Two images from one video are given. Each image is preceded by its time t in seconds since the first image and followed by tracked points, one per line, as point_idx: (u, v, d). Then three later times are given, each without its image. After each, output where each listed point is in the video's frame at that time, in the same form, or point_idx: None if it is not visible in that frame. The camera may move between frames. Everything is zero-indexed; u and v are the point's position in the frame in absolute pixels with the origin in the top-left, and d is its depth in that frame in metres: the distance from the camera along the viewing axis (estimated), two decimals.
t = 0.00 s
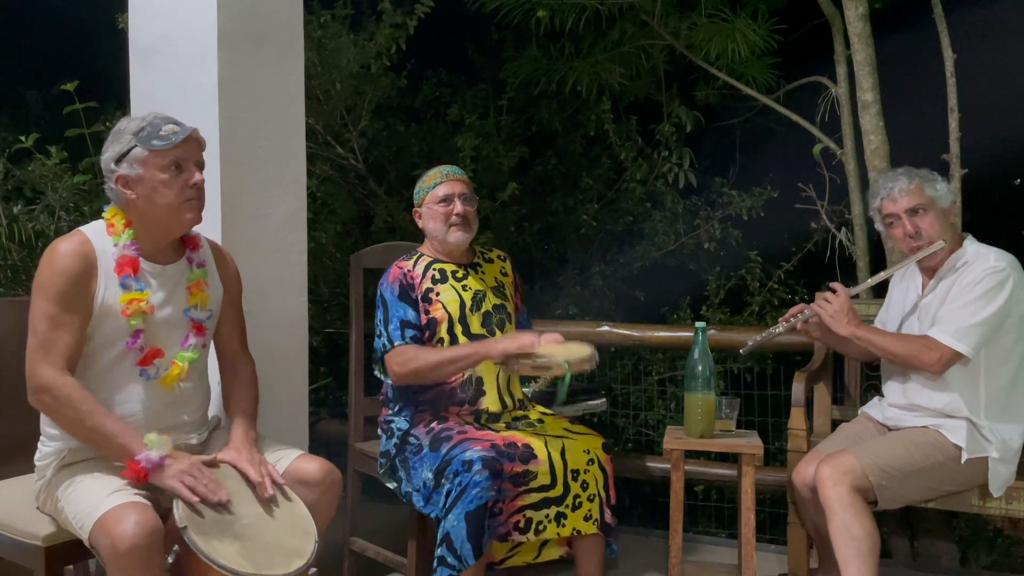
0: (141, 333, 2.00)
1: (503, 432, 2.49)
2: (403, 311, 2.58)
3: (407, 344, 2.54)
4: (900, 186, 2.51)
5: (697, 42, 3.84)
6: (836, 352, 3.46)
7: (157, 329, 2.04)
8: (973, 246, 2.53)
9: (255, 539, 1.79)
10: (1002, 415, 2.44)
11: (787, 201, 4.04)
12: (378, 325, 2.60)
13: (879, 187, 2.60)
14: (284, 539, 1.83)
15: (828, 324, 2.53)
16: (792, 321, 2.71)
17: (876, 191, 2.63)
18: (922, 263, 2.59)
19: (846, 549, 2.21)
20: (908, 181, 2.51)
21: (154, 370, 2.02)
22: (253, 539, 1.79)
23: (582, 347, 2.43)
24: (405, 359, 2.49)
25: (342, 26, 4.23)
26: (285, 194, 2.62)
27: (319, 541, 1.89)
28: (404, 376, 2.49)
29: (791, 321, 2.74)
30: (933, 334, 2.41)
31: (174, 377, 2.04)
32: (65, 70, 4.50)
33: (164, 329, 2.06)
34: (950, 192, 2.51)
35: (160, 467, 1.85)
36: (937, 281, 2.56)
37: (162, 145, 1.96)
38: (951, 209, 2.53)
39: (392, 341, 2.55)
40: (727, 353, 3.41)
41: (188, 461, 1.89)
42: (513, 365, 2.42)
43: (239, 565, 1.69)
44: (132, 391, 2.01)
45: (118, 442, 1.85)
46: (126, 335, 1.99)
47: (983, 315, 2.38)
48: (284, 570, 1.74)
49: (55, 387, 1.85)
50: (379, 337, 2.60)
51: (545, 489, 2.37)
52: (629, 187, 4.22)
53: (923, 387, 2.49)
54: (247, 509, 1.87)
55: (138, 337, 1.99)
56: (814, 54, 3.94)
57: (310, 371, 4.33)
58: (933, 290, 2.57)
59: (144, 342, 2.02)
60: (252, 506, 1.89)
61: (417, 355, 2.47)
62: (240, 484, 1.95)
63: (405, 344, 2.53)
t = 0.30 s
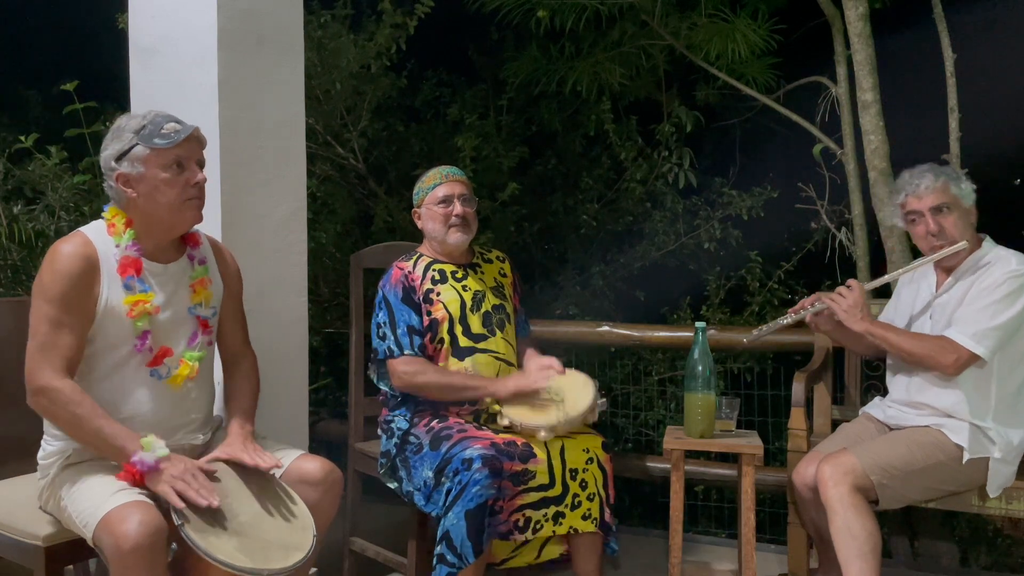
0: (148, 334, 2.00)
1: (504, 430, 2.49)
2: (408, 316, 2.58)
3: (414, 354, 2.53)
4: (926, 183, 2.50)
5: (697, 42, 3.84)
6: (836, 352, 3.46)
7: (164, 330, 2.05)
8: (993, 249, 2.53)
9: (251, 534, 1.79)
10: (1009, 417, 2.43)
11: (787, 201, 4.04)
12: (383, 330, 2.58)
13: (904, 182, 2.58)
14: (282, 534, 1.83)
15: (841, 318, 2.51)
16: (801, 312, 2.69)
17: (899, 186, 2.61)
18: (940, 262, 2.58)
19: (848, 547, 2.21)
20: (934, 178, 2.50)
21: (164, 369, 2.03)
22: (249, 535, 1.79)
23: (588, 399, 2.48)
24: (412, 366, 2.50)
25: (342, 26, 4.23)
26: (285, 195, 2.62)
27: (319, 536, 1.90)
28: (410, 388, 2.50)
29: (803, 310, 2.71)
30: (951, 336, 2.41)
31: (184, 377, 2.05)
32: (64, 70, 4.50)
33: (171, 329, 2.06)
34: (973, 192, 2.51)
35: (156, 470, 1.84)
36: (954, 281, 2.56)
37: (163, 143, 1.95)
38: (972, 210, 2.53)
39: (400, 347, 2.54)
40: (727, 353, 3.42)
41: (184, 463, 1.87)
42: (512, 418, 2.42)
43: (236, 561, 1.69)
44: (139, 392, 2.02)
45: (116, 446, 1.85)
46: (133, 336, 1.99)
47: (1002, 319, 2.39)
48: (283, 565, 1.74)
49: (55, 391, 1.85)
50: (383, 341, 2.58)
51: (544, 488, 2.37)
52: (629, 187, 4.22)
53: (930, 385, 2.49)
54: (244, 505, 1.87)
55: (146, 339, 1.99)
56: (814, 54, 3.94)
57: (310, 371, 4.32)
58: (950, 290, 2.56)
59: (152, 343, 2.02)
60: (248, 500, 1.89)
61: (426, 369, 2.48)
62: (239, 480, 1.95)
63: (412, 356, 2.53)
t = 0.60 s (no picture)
0: (141, 333, 1.99)
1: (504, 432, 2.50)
2: (406, 316, 2.57)
3: (409, 353, 2.54)
4: (946, 182, 2.50)
5: (697, 42, 3.84)
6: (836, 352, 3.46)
7: (158, 330, 2.04)
8: (1009, 252, 2.53)
9: (253, 542, 1.79)
10: (1015, 417, 2.43)
11: (787, 201, 4.04)
12: (381, 329, 2.59)
13: (924, 179, 2.58)
14: (283, 542, 1.83)
15: (852, 314, 2.49)
16: (808, 305, 2.65)
17: (918, 183, 2.60)
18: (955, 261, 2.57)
19: (849, 547, 2.21)
20: (954, 178, 2.50)
21: (155, 370, 2.02)
22: (250, 543, 1.79)
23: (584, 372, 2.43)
24: (405, 367, 2.50)
25: (342, 26, 4.23)
26: (285, 194, 2.62)
27: (321, 544, 1.89)
28: (402, 387, 2.51)
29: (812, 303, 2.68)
30: (964, 336, 2.40)
31: (176, 376, 2.03)
32: (64, 70, 4.50)
33: (164, 328, 2.06)
34: (991, 195, 2.51)
35: (161, 464, 1.85)
36: (968, 280, 2.55)
37: (155, 143, 1.95)
38: (989, 212, 2.53)
39: (396, 346, 2.55)
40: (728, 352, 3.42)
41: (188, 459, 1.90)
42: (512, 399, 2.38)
43: (235, 569, 1.70)
44: (133, 392, 2.02)
45: (121, 444, 1.86)
46: (127, 336, 1.99)
47: (1013, 323, 2.40)
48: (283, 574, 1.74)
49: (51, 391, 1.86)
50: (382, 340, 2.59)
51: (546, 490, 2.37)
52: (629, 187, 4.22)
53: (937, 384, 2.49)
54: (246, 512, 1.87)
55: (138, 338, 1.99)
56: (814, 54, 3.94)
57: (310, 371, 4.31)
58: (962, 289, 2.55)
59: (144, 343, 2.01)
60: (252, 507, 1.90)
61: (420, 366, 2.48)
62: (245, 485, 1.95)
63: (406, 353, 2.53)
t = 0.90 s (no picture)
0: (139, 334, 2.00)
1: (505, 428, 2.49)
2: (407, 316, 2.57)
3: (412, 353, 2.53)
4: (955, 182, 2.50)
5: (697, 42, 3.84)
6: (836, 352, 3.46)
7: (156, 331, 2.04)
8: (1015, 252, 2.53)
9: (254, 542, 1.79)
10: (1016, 418, 2.42)
11: (787, 201, 4.04)
12: (382, 329, 2.58)
13: (932, 179, 2.57)
14: (284, 541, 1.82)
15: (857, 313, 2.48)
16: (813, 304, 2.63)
17: (926, 182, 2.59)
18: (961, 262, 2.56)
19: (850, 547, 2.21)
20: (963, 178, 2.50)
21: (154, 371, 2.03)
22: (252, 543, 1.78)
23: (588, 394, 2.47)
24: (410, 367, 2.49)
25: (342, 26, 4.23)
26: (286, 194, 2.63)
27: (322, 544, 1.87)
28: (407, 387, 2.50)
29: (815, 303, 2.67)
30: (971, 338, 2.40)
31: (174, 378, 2.04)
32: (64, 70, 4.50)
33: (163, 329, 2.06)
34: (997, 195, 2.52)
35: (162, 449, 1.84)
36: (973, 281, 2.55)
37: (156, 145, 1.95)
38: (995, 213, 2.54)
39: (398, 347, 2.54)
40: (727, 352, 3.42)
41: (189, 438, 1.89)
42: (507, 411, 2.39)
43: (238, 568, 1.69)
44: (130, 392, 2.01)
45: (120, 432, 1.84)
46: (125, 337, 1.99)
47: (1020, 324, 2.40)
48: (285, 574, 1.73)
49: (48, 390, 1.85)
50: (382, 340, 2.58)
51: (545, 487, 2.37)
52: (629, 187, 4.22)
53: (940, 382, 2.50)
54: (247, 512, 1.87)
55: (136, 339, 1.99)
56: (814, 54, 3.94)
57: (310, 371, 4.31)
58: (967, 290, 2.55)
59: (143, 344, 2.02)
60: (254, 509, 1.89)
61: (423, 369, 2.48)
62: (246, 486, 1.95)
63: (409, 353, 2.52)
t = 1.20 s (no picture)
0: (146, 334, 2.00)
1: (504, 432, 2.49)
2: (405, 311, 2.58)
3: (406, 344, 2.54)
4: (951, 183, 2.49)
5: (697, 42, 3.84)
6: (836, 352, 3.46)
7: (162, 330, 2.04)
8: (1012, 252, 2.53)
9: (255, 538, 1.79)
10: (1016, 418, 2.43)
11: (787, 201, 4.04)
12: (379, 325, 2.59)
13: (926, 180, 2.57)
14: (284, 539, 1.82)
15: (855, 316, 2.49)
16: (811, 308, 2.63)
17: (921, 183, 2.59)
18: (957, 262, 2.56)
19: (850, 548, 2.21)
20: (958, 179, 2.49)
21: (160, 370, 2.02)
22: (251, 539, 1.79)
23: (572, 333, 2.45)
24: (403, 356, 2.49)
25: (342, 26, 4.23)
26: (285, 193, 2.63)
27: (320, 541, 1.89)
28: (399, 376, 2.50)
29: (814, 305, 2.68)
30: (967, 338, 2.41)
31: (181, 377, 2.05)
32: (64, 71, 4.50)
33: (169, 329, 2.06)
34: (993, 195, 2.51)
35: (161, 464, 1.83)
36: (970, 281, 2.55)
37: (162, 146, 1.94)
38: (992, 212, 2.53)
39: (393, 340, 2.56)
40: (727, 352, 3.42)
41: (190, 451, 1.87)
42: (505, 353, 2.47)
43: (237, 564, 1.69)
44: (136, 392, 2.02)
45: (123, 444, 1.84)
46: (131, 336, 1.99)
47: (1017, 324, 2.40)
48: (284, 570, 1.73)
49: (55, 389, 1.86)
50: (379, 336, 2.59)
51: (544, 489, 2.37)
52: (629, 187, 4.22)
53: (939, 383, 2.50)
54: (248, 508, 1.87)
55: (143, 339, 1.99)
56: (814, 54, 3.94)
57: (310, 371, 4.31)
58: (964, 291, 2.55)
59: (149, 343, 2.02)
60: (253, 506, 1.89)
61: (416, 352, 2.47)
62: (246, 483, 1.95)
63: (403, 343, 2.53)
